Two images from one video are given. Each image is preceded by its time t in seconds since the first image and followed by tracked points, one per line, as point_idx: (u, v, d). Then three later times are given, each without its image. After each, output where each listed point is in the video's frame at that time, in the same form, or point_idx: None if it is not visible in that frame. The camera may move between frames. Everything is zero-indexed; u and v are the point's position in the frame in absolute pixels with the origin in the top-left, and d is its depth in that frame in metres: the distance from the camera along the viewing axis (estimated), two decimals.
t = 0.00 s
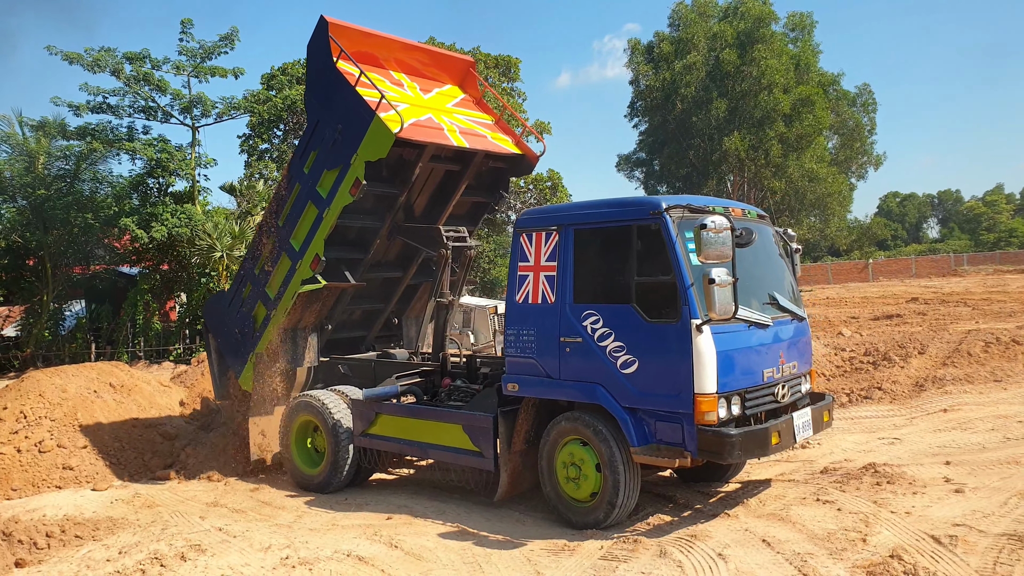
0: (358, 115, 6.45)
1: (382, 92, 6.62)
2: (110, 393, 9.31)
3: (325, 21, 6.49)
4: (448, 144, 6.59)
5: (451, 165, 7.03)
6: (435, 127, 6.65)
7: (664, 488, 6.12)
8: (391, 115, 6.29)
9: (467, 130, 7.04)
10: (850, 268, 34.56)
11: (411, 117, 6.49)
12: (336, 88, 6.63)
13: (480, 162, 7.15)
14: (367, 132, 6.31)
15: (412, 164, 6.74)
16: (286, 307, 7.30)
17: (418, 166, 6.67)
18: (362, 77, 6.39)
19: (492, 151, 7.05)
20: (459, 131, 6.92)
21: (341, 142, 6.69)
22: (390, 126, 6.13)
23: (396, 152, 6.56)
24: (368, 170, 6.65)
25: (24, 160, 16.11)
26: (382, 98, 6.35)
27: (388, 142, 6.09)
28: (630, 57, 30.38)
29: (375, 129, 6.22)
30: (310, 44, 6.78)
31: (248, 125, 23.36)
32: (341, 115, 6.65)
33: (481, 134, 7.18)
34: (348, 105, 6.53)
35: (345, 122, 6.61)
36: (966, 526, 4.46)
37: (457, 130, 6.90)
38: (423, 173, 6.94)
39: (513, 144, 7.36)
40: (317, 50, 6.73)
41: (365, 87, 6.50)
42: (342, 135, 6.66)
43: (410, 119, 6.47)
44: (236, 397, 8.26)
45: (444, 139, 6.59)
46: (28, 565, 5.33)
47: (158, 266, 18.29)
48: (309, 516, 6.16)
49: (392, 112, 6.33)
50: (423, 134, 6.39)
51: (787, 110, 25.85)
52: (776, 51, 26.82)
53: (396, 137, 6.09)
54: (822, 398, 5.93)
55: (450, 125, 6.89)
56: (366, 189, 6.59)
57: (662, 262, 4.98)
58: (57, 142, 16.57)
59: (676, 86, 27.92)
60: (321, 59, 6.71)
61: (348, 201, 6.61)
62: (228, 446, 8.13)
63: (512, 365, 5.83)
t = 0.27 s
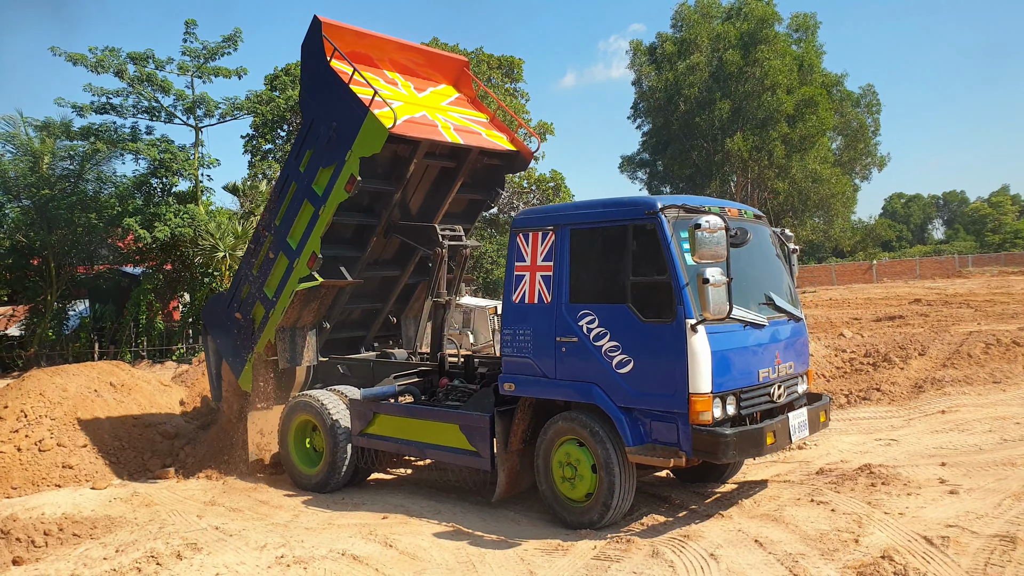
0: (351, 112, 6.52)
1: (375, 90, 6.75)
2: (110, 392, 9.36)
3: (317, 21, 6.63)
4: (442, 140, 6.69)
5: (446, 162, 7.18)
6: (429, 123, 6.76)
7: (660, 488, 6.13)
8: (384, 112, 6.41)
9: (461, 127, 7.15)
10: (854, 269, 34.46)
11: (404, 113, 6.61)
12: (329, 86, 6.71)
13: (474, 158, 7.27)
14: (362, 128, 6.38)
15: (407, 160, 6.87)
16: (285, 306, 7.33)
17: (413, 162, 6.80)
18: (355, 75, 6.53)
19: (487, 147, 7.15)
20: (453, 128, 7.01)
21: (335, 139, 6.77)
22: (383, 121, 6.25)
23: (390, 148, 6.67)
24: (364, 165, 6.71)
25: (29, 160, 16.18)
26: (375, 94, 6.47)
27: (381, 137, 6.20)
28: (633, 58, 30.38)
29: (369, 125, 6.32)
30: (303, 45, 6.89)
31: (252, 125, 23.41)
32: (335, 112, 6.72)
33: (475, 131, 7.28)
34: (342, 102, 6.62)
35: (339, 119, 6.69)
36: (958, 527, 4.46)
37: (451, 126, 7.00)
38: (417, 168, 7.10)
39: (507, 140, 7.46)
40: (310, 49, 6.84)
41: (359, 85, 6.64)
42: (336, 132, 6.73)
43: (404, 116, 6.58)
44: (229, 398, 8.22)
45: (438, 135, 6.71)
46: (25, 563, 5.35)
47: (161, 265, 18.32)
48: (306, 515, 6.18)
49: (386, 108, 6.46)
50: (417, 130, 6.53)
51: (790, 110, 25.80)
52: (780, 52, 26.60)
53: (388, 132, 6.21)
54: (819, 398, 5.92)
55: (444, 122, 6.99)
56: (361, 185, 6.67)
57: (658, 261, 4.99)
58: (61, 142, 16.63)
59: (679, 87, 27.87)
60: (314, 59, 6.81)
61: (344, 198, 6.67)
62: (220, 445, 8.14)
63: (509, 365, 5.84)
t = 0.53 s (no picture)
0: (347, 108, 6.65)
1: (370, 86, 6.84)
2: (113, 391, 9.42)
3: (312, 21, 6.78)
4: (438, 135, 6.77)
5: (442, 158, 7.27)
6: (425, 119, 6.84)
7: (659, 488, 6.15)
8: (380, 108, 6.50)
9: (458, 123, 7.23)
10: (858, 271, 34.38)
11: (400, 109, 6.67)
12: (325, 85, 6.85)
13: (470, 154, 7.35)
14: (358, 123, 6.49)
15: (403, 156, 6.95)
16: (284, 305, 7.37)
17: (410, 158, 6.88)
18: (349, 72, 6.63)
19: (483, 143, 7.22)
20: (448, 125, 7.07)
21: (331, 136, 6.89)
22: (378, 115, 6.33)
23: (386, 144, 6.76)
24: (360, 158, 6.80)
25: (34, 160, 16.26)
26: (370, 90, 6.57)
27: (376, 132, 6.28)
28: (635, 60, 30.38)
29: (364, 120, 6.42)
30: (298, 46, 7.06)
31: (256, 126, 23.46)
32: (331, 110, 6.86)
33: (472, 127, 7.36)
34: (338, 100, 6.75)
35: (336, 117, 6.81)
36: (954, 528, 4.47)
37: (447, 122, 7.08)
38: (414, 166, 7.17)
39: (503, 136, 7.56)
40: (306, 50, 7.00)
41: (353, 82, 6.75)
42: (332, 130, 6.86)
43: (399, 111, 6.66)
44: (225, 396, 8.18)
45: (433, 130, 6.76)
46: (26, 561, 5.38)
47: (165, 265, 18.29)
48: (305, 515, 6.22)
49: (382, 104, 6.51)
50: (412, 126, 6.56)
51: (794, 111, 25.77)
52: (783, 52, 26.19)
53: (383, 127, 6.28)
54: (818, 399, 5.92)
55: (440, 118, 7.08)
56: (358, 181, 6.76)
57: (656, 261, 5.00)
58: (66, 142, 16.68)
59: (682, 88, 27.83)
60: (309, 59, 6.97)
61: (341, 193, 6.76)
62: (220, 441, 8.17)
63: (508, 365, 5.86)
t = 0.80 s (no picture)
0: (343, 106, 6.76)
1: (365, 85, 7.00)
2: (116, 391, 9.47)
3: (307, 22, 6.94)
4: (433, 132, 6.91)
5: (438, 156, 7.36)
6: (420, 117, 6.98)
7: (659, 489, 6.17)
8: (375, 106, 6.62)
9: (453, 121, 7.38)
10: (861, 272, 34.32)
11: (395, 107, 6.84)
12: (321, 84, 6.97)
13: (465, 152, 7.45)
14: (353, 120, 6.58)
15: (400, 154, 7.04)
16: (284, 304, 7.44)
17: (405, 156, 6.95)
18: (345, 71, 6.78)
19: (478, 140, 7.36)
20: (444, 122, 7.23)
21: (328, 135, 7.00)
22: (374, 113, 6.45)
23: (383, 140, 6.85)
24: (357, 155, 6.91)
25: (39, 160, 16.31)
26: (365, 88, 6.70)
27: (371, 128, 6.38)
28: (637, 62, 30.37)
29: (359, 117, 6.52)
30: (294, 47, 7.21)
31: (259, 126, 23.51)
32: (327, 109, 6.97)
33: (467, 125, 7.51)
34: (333, 99, 6.86)
35: (332, 115, 6.92)
36: (952, 529, 4.48)
37: (442, 120, 7.23)
38: (410, 163, 7.24)
39: (498, 134, 7.70)
40: (302, 51, 7.14)
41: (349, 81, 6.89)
42: (329, 128, 6.97)
43: (395, 109, 6.80)
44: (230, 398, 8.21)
45: (429, 128, 6.93)
46: (29, 559, 5.41)
47: (169, 266, 18.32)
48: (306, 514, 6.25)
49: (378, 102, 6.64)
50: (407, 123, 6.73)
51: (797, 112, 25.77)
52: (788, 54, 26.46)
53: (378, 123, 6.40)
54: (816, 400, 5.93)
55: (436, 116, 7.22)
56: (355, 178, 6.84)
57: (654, 263, 5.01)
58: (70, 143, 16.71)
59: (685, 89, 27.81)
60: (305, 59, 7.11)
61: (338, 191, 6.85)
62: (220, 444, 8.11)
63: (507, 366, 5.88)
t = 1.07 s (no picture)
0: (341, 106, 6.82)
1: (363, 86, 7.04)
2: (119, 391, 9.50)
3: (305, 24, 7.00)
4: (430, 132, 6.94)
5: (435, 155, 7.38)
6: (417, 117, 7.02)
7: (658, 489, 6.19)
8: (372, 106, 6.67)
9: (450, 121, 7.42)
10: (865, 272, 34.22)
11: (393, 107, 6.88)
12: (319, 85, 7.04)
13: (463, 151, 7.46)
14: (352, 120, 6.65)
15: (397, 153, 7.06)
16: (284, 303, 7.48)
17: (403, 155, 6.97)
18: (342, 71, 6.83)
19: (476, 139, 7.39)
20: (441, 122, 7.27)
21: (326, 135, 7.06)
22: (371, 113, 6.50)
23: (381, 140, 6.90)
24: (355, 156, 6.97)
25: (43, 161, 16.38)
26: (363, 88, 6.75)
27: (369, 126, 6.44)
28: (638, 62, 30.33)
29: (358, 117, 6.58)
30: (292, 49, 7.28)
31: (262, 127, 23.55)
32: (325, 109, 7.04)
33: (464, 125, 7.54)
34: (331, 99, 6.93)
35: (329, 115, 6.99)
36: (951, 530, 4.49)
37: (440, 120, 7.27)
38: (408, 163, 7.27)
39: (496, 134, 7.73)
40: (299, 52, 7.21)
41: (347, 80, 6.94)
42: (327, 128, 7.03)
43: (392, 109, 6.84)
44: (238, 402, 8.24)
45: (426, 127, 6.96)
46: (32, 559, 5.43)
47: (172, 266, 18.36)
48: (307, 514, 6.28)
49: (375, 102, 6.73)
50: (404, 122, 6.77)
51: (800, 112, 25.72)
52: (790, 53, 26.27)
53: (376, 123, 6.45)
54: (814, 400, 5.93)
55: (433, 116, 7.26)
56: (353, 177, 6.89)
57: (650, 264, 5.03)
58: (74, 144, 16.76)
59: (687, 89, 27.76)
60: (303, 60, 7.18)
61: (337, 189, 6.91)
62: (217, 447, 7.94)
63: (505, 366, 5.90)
